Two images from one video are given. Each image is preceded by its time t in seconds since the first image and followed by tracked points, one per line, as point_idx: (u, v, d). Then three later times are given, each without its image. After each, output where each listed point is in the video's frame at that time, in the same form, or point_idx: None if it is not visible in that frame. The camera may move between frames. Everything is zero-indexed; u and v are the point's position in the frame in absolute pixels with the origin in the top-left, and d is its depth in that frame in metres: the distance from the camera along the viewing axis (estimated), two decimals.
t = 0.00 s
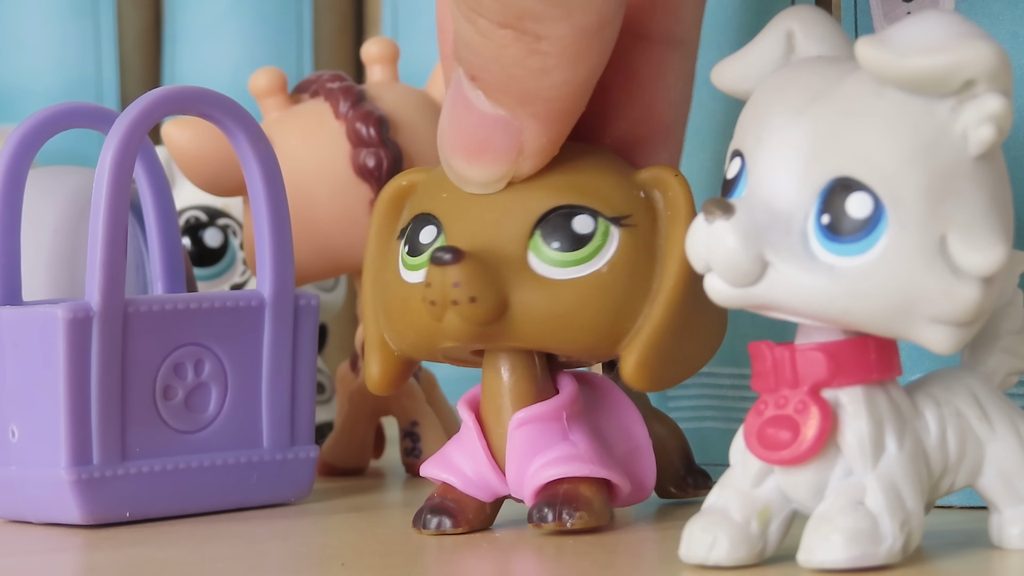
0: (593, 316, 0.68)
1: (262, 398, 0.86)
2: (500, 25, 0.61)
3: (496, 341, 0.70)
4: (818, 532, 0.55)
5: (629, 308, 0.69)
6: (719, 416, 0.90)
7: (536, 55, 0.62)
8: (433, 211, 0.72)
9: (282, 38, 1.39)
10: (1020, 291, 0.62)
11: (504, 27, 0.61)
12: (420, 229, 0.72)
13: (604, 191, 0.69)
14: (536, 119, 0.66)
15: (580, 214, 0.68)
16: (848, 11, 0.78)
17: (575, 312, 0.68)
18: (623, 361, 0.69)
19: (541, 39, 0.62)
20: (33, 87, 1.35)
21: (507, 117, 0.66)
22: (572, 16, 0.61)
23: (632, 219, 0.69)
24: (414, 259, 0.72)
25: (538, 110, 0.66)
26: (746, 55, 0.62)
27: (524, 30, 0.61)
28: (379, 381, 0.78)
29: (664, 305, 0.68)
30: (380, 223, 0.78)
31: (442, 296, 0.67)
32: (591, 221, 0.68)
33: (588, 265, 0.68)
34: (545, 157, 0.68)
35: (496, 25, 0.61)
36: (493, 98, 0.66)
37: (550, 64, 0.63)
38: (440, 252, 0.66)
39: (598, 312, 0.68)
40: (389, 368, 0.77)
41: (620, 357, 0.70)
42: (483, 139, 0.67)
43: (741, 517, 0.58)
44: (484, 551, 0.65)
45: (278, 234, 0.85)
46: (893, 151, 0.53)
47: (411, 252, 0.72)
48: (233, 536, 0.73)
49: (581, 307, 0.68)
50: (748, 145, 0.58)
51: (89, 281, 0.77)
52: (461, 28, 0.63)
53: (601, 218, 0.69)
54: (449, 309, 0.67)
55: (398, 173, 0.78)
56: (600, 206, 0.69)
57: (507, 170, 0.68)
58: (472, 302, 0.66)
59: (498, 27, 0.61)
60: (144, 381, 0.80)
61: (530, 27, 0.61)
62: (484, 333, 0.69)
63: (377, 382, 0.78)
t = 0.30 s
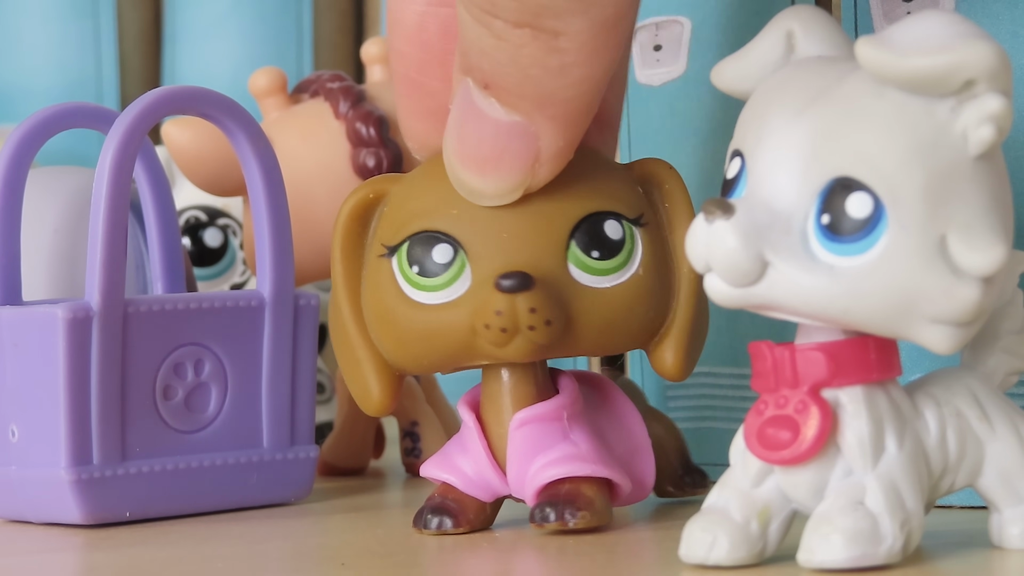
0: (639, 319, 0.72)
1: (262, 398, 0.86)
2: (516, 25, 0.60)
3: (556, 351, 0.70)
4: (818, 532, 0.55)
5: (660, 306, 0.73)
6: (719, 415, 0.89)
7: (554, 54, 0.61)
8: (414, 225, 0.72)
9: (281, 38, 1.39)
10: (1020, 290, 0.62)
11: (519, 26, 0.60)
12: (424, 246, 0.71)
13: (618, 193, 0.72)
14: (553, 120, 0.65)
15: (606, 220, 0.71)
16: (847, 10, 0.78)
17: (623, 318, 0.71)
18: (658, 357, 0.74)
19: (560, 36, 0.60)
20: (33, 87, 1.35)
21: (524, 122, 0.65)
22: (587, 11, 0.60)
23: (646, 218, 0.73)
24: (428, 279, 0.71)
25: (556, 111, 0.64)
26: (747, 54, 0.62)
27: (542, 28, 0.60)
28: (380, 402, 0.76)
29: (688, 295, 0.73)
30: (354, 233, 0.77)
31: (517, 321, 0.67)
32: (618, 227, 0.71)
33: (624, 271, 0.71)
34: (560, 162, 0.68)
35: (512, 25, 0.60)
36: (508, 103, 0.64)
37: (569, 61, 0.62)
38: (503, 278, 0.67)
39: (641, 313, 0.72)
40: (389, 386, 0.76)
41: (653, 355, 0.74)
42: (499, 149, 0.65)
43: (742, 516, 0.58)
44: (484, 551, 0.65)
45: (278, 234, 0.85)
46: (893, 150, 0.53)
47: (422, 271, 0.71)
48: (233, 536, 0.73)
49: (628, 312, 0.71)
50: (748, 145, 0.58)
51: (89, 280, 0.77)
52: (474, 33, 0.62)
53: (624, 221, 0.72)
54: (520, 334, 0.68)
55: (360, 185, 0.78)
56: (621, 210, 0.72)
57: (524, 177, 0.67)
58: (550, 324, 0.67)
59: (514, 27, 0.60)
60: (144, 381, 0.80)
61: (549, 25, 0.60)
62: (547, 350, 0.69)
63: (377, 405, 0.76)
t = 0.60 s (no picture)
0: (647, 319, 0.72)
1: (262, 398, 0.86)
2: (541, 24, 0.59)
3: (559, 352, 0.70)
4: (818, 532, 0.55)
5: (663, 307, 0.74)
6: (719, 416, 0.89)
7: (581, 50, 0.61)
8: (416, 229, 0.72)
9: (281, 38, 1.39)
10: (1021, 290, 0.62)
11: (545, 25, 0.59)
12: (428, 247, 0.71)
13: (622, 196, 0.73)
14: (576, 119, 0.65)
15: (612, 222, 0.72)
16: (847, 10, 0.78)
17: (630, 318, 0.72)
18: (660, 357, 0.75)
19: (586, 32, 0.60)
20: (33, 86, 1.35)
21: (545, 122, 0.65)
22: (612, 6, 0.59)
23: (649, 219, 0.74)
24: (438, 279, 0.70)
25: (579, 110, 0.64)
26: (747, 54, 0.62)
27: (566, 24, 0.59)
28: (382, 403, 0.75)
29: (689, 294, 0.74)
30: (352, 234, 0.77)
31: (534, 322, 0.67)
32: (623, 228, 0.72)
33: (629, 273, 0.72)
34: (579, 161, 0.68)
35: (537, 24, 0.59)
36: (531, 104, 0.63)
37: (595, 58, 0.61)
38: (516, 280, 0.67)
39: (649, 312, 0.72)
40: (391, 388, 0.75)
41: (656, 355, 0.75)
42: (521, 152, 0.65)
43: (741, 517, 0.58)
44: (485, 551, 0.65)
45: (278, 234, 0.85)
46: (892, 150, 0.53)
47: (432, 275, 0.71)
48: (233, 536, 0.73)
49: (633, 313, 0.72)
50: (748, 145, 0.58)
51: (89, 280, 0.77)
52: (494, 34, 0.61)
53: (629, 223, 0.73)
54: (530, 336, 0.68)
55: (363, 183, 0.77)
56: (626, 212, 0.72)
57: (546, 178, 0.67)
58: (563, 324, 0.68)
59: (539, 27, 0.59)
60: (143, 381, 0.80)
61: (574, 21, 0.59)
62: (555, 351, 0.70)
63: (380, 405, 0.75)
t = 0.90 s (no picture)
0: (570, 331, 0.68)
1: (262, 398, 0.86)
2: (493, 34, 0.60)
3: (482, 356, 0.71)
4: (818, 532, 0.55)
5: (607, 321, 0.68)
6: (720, 415, 0.89)
7: (530, 64, 0.61)
8: (427, 221, 0.73)
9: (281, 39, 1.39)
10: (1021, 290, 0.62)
11: (497, 36, 0.60)
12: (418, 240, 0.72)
13: (579, 202, 0.69)
14: (526, 130, 0.66)
15: (552, 228, 0.69)
16: (848, 11, 0.78)
17: (550, 327, 0.68)
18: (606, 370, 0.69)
19: (536, 47, 0.61)
20: (33, 87, 1.35)
21: (497, 131, 0.66)
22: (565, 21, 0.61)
23: (610, 229, 0.69)
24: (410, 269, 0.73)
25: (530, 121, 0.65)
26: (747, 54, 0.62)
27: (519, 38, 0.60)
28: (397, 382, 0.77)
29: (644, 315, 0.67)
30: (392, 224, 0.79)
31: (421, 320, 0.68)
32: (565, 236, 0.68)
33: (563, 282, 0.68)
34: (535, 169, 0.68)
35: (491, 34, 0.60)
36: (482, 112, 0.65)
37: (545, 72, 0.62)
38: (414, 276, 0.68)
39: (575, 326, 0.68)
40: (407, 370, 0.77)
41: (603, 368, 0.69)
42: (471, 156, 0.66)
43: (741, 516, 0.58)
44: (484, 551, 0.65)
45: (278, 234, 0.85)
46: (893, 150, 0.53)
47: (408, 264, 0.74)
48: (233, 536, 0.73)
49: (556, 323, 0.68)
50: (748, 145, 0.58)
51: (89, 281, 0.77)
52: (449, 40, 0.62)
53: (576, 232, 0.69)
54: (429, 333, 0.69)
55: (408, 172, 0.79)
56: (575, 220, 0.68)
57: (496, 185, 0.68)
58: (447, 327, 0.67)
59: (491, 37, 0.60)
60: (144, 381, 0.80)
61: (526, 36, 0.60)
62: (467, 353, 0.70)
63: (395, 384, 0.77)
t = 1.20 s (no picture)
0: (577, 331, 0.68)
1: (263, 398, 0.86)
2: (492, 35, 0.60)
3: (486, 356, 0.71)
4: (818, 532, 0.55)
5: (614, 321, 0.68)
6: (720, 415, 0.89)
7: (529, 65, 0.62)
8: (428, 219, 0.73)
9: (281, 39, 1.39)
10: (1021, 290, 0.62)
11: (496, 36, 0.60)
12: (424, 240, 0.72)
13: (585, 203, 0.69)
14: (529, 128, 0.65)
15: (559, 228, 0.68)
16: (848, 11, 0.78)
17: (556, 327, 0.68)
18: (612, 371, 0.69)
19: (535, 48, 0.61)
20: (33, 87, 1.35)
21: (500, 131, 0.66)
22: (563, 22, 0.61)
23: (616, 229, 0.69)
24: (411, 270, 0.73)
25: (531, 119, 0.65)
26: (746, 54, 0.62)
27: (518, 39, 0.60)
28: (393, 381, 0.77)
29: (650, 315, 0.67)
30: (392, 225, 0.79)
31: (426, 319, 0.68)
32: (571, 236, 0.68)
33: (569, 282, 0.68)
34: (539, 168, 0.68)
35: (490, 35, 0.60)
36: (484, 112, 0.65)
37: (545, 72, 0.63)
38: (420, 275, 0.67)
39: (581, 325, 0.68)
40: (405, 369, 0.77)
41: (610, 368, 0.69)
42: (474, 157, 0.66)
43: (741, 516, 0.58)
44: (484, 551, 0.65)
45: (278, 234, 0.85)
46: (893, 150, 0.53)
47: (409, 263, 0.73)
48: (233, 536, 0.73)
49: (562, 323, 0.68)
50: (748, 145, 0.58)
51: (89, 281, 0.77)
52: (450, 42, 0.62)
53: (582, 232, 0.68)
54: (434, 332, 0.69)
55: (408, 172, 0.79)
56: (580, 221, 0.68)
57: (500, 185, 0.67)
58: (452, 326, 0.67)
59: (490, 37, 0.60)
60: (144, 381, 0.80)
61: (525, 36, 0.60)
62: (472, 353, 0.70)
63: (391, 383, 0.77)
